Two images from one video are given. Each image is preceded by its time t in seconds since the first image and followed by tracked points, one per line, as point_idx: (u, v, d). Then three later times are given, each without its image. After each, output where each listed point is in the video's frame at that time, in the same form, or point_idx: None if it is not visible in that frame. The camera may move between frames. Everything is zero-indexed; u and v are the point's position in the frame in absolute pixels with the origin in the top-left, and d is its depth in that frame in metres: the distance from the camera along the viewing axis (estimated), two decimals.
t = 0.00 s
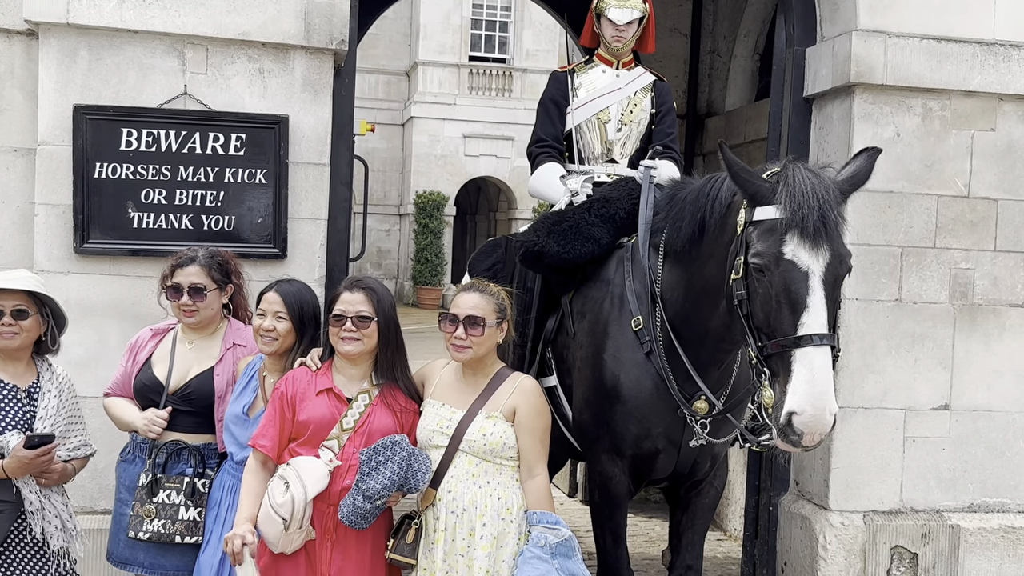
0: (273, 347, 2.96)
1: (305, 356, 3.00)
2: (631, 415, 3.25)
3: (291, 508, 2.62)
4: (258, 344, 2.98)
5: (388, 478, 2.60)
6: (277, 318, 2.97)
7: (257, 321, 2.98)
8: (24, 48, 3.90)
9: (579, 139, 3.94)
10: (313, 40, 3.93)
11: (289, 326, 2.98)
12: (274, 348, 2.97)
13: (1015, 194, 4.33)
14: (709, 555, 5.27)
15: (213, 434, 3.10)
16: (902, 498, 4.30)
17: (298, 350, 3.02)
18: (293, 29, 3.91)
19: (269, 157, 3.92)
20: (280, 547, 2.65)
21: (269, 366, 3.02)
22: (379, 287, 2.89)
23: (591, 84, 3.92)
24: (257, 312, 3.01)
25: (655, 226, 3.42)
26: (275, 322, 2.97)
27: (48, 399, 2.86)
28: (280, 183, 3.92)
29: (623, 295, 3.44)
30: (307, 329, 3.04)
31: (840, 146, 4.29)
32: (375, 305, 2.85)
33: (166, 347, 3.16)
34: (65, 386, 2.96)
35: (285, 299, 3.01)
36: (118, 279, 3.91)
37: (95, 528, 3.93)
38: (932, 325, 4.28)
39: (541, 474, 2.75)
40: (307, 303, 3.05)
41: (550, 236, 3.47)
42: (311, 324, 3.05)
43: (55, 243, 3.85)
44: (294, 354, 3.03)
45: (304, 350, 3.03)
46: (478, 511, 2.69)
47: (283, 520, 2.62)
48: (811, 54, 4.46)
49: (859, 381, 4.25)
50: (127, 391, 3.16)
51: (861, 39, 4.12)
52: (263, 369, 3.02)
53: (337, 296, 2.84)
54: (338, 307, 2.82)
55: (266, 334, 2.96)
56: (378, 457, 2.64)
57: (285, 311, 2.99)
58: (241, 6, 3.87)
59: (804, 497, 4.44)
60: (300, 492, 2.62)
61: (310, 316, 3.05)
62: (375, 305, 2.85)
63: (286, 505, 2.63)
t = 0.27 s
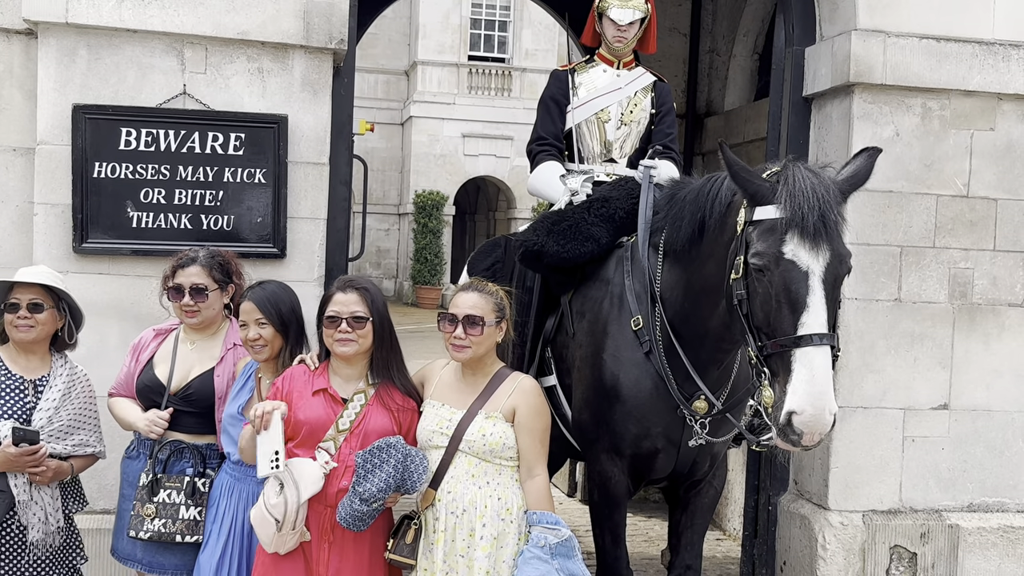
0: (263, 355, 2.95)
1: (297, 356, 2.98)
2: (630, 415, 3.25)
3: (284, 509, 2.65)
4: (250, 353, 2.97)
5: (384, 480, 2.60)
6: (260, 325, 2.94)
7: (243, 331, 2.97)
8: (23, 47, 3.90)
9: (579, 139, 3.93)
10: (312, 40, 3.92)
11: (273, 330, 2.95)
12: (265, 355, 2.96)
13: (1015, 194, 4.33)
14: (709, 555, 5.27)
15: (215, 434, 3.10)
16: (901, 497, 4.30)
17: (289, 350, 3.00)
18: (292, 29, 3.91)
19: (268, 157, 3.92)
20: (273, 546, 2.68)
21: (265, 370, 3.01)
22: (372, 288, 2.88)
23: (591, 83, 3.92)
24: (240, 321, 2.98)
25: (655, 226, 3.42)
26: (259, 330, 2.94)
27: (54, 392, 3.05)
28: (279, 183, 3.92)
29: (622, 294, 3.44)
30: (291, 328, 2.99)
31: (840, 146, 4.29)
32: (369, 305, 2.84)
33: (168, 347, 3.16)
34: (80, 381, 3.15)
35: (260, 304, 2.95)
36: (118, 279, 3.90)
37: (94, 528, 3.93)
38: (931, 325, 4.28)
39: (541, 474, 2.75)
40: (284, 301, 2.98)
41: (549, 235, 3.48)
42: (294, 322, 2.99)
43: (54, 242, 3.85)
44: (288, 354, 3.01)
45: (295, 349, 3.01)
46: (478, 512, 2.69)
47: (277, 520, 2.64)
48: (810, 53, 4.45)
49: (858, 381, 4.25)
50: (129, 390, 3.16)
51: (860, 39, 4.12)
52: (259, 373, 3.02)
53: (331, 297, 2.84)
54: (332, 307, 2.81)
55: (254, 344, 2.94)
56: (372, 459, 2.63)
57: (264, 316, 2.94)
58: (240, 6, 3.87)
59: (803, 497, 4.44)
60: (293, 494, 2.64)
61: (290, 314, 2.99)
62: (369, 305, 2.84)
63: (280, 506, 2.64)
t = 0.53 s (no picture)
0: (260, 352, 2.92)
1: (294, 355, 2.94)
2: (631, 415, 3.25)
3: (278, 507, 2.65)
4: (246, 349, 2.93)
5: (376, 478, 2.61)
6: (258, 320, 2.91)
7: (241, 326, 2.93)
8: (24, 47, 3.90)
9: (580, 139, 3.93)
10: (313, 40, 3.92)
11: (272, 327, 2.92)
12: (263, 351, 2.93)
13: (1016, 194, 4.33)
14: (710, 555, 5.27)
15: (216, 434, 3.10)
16: (902, 497, 4.30)
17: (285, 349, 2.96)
18: (293, 29, 3.91)
19: (269, 157, 3.92)
20: (267, 544, 2.67)
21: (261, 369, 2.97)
22: (367, 288, 2.87)
23: (593, 83, 3.92)
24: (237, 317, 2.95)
25: (656, 226, 3.42)
26: (257, 326, 2.91)
27: (70, 387, 3.06)
28: (280, 183, 3.92)
29: (623, 294, 3.44)
30: (289, 326, 2.96)
31: (841, 146, 4.29)
32: (365, 305, 2.84)
33: (169, 348, 3.16)
34: (97, 378, 3.16)
35: (260, 299, 2.92)
36: (119, 279, 3.91)
37: (96, 528, 3.93)
38: (932, 325, 4.28)
39: (541, 474, 2.75)
40: (283, 299, 2.96)
41: (550, 235, 3.47)
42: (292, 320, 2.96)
43: (55, 242, 3.85)
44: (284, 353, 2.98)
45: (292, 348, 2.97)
46: (478, 512, 2.69)
47: (270, 519, 2.64)
48: (811, 53, 4.45)
49: (859, 381, 4.25)
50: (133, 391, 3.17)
51: (861, 39, 4.12)
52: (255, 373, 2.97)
53: (325, 300, 2.83)
54: (327, 311, 2.81)
55: (252, 340, 2.91)
56: (366, 457, 2.64)
57: (263, 312, 2.91)
58: (241, 6, 3.87)
59: (804, 497, 4.44)
60: (287, 492, 2.65)
61: (289, 312, 2.97)
62: (365, 306, 2.84)
63: (274, 504, 2.65)
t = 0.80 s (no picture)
0: (278, 345, 2.92)
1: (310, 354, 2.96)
2: (636, 416, 3.25)
3: (284, 508, 2.65)
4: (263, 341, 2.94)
5: (384, 478, 2.60)
6: (284, 314, 2.94)
7: (265, 317, 2.95)
8: (29, 48, 3.91)
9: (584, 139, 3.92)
10: (318, 40, 3.93)
11: (296, 323, 2.95)
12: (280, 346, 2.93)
13: (1020, 194, 4.32)
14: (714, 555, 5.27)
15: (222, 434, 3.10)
16: (907, 497, 4.29)
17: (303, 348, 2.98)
18: (298, 29, 3.91)
19: (273, 157, 3.92)
20: (272, 544, 2.68)
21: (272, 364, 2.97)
22: (371, 288, 2.88)
23: (597, 83, 3.92)
24: (263, 309, 2.97)
25: (660, 226, 3.42)
26: (282, 319, 2.93)
27: (93, 386, 3.08)
28: (285, 183, 3.92)
29: (628, 294, 3.43)
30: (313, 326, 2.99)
31: (845, 145, 4.29)
32: (369, 306, 2.84)
33: (178, 348, 3.17)
34: (116, 377, 3.19)
35: (292, 295, 2.96)
36: (124, 279, 3.91)
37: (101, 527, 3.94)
38: (936, 325, 4.28)
39: (546, 474, 2.75)
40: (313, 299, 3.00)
41: (555, 235, 3.48)
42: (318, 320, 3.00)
43: (60, 242, 3.85)
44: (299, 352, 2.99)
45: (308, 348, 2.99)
46: (482, 512, 2.70)
47: (276, 519, 2.65)
48: (816, 53, 4.45)
49: (863, 381, 4.25)
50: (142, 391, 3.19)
51: (866, 39, 4.12)
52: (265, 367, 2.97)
53: (330, 301, 2.84)
54: (332, 311, 2.81)
55: (273, 332, 2.92)
56: (373, 457, 2.64)
57: (292, 307, 2.95)
58: (246, 6, 3.88)
59: (808, 497, 4.45)
60: (292, 493, 2.64)
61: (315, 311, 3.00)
62: (369, 306, 2.84)
63: (279, 504, 2.65)
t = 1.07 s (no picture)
0: (286, 345, 2.95)
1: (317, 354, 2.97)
2: (645, 416, 3.26)
3: (295, 509, 2.65)
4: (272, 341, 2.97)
5: (397, 477, 2.60)
6: (291, 314, 2.96)
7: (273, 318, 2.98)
8: (39, 49, 3.92)
9: (592, 139, 3.93)
10: (326, 41, 3.94)
11: (303, 323, 2.97)
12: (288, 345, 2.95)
13: None
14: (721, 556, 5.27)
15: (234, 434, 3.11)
16: (915, 498, 4.29)
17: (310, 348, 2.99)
18: (306, 30, 3.92)
19: (282, 158, 3.93)
20: (284, 545, 2.68)
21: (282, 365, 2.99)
22: (383, 288, 2.89)
23: (604, 83, 3.92)
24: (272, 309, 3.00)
25: (669, 227, 3.42)
26: (289, 319, 2.95)
27: (108, 385, 3.10)
28: (294, 184, 3.93)
29: (638, 295, 3.43)
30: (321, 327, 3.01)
31: (853, 146, 4.28)
32: (380, 306, 2.85)
33: (192, 349, 3.19)
34: (129, 375, 3.21)
35: (299, 295, 2.98)
36: (133, 279, 3.92)
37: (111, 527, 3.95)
38: (944, 326, 4.28)
39: (554, 475, 2.76)
40: (321, 300, 3.02)
41: (564, 235, 3.47)
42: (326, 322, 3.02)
43: (70, 243, 3.87)
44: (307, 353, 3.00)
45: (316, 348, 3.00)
46: (491, 513, 2.70)
47: (287, 520, 2.65)
48: (824, 54, 4.45)
49: (871, 382, 4.25)
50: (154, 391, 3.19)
51: (874, 39, 4.12)
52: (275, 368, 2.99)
53: (341, 299, 2.84)
54: (342, 308, 2.82)
55: (280, 332, 2.95)
56: (386, 457, 2.64)
57: (299, 307, 2.97)
58: (255, 7, 3.89)
59: (816, 498, 4.44)
60: (305, 494, 2.64)
61: (323, 313, 3.02)
62: (380, 306, 2.85)
63: (292, 505, 2.65)
